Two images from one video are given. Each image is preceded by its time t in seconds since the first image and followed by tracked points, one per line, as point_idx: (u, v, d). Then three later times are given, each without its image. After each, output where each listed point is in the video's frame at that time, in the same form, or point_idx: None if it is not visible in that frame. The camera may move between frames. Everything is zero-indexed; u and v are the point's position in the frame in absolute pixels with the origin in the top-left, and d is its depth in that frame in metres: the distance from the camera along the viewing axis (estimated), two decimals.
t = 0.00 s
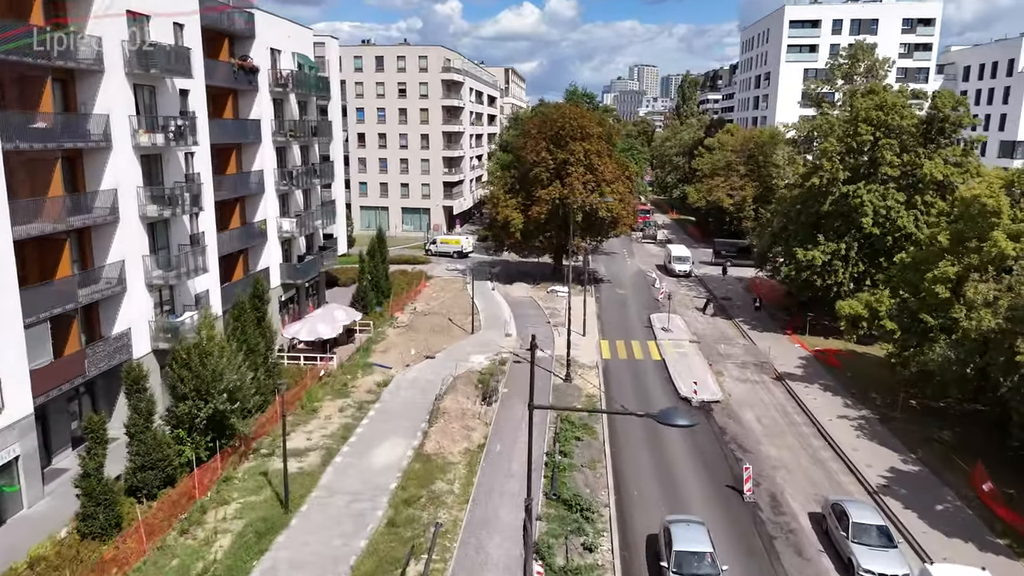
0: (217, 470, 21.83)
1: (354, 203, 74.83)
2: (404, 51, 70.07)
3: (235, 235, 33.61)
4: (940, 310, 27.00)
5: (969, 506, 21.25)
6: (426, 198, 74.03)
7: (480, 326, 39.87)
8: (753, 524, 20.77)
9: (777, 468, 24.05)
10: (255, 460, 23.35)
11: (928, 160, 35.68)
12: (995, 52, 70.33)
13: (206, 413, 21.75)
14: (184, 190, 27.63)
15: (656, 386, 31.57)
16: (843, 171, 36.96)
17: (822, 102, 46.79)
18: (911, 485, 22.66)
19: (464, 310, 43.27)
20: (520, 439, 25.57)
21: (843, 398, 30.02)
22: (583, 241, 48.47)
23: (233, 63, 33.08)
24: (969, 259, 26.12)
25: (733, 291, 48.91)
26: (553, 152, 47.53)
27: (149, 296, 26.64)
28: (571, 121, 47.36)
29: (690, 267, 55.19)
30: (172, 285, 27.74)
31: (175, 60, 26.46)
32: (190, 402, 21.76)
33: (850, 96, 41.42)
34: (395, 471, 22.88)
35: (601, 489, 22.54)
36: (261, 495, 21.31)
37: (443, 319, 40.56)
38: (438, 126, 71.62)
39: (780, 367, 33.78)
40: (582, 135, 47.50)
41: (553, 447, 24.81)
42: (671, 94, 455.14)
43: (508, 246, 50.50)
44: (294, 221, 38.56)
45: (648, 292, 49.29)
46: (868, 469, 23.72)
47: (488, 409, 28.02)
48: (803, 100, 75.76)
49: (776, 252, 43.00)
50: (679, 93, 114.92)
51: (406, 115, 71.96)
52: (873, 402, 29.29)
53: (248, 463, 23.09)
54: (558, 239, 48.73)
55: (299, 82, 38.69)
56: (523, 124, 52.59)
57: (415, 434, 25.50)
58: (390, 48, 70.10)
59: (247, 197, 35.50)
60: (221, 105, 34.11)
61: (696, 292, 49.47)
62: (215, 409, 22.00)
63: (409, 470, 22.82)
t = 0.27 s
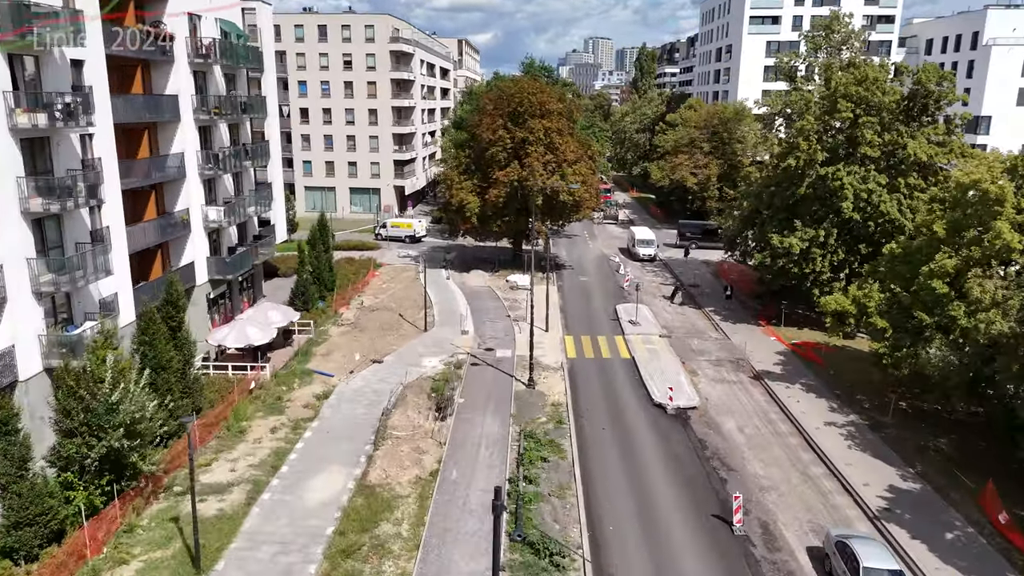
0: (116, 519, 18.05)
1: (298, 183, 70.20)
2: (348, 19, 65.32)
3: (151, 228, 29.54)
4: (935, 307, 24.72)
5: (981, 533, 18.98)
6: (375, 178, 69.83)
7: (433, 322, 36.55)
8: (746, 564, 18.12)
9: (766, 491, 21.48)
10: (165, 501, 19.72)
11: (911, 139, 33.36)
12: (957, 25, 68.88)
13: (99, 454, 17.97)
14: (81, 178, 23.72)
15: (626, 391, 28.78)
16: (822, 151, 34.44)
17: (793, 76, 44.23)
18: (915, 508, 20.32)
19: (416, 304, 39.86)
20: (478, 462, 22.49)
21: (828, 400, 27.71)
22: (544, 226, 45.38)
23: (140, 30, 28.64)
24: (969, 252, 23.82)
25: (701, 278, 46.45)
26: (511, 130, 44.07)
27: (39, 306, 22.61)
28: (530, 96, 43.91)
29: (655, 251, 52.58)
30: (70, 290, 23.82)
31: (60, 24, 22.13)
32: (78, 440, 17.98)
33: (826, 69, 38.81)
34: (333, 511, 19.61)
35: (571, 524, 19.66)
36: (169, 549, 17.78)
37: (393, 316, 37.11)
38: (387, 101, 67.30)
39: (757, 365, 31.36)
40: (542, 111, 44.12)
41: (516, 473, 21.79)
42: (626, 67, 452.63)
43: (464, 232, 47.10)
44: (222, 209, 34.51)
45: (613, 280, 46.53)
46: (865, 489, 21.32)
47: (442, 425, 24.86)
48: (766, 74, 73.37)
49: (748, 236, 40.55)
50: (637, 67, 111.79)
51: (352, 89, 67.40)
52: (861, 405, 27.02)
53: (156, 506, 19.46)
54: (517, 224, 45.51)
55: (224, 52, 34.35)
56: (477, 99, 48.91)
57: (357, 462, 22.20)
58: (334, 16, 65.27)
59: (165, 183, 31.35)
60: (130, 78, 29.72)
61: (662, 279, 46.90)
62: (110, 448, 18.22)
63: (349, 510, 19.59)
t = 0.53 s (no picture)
0: (49, 554, 16.25)
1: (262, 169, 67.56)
2: None
3: (95, 223, 27.38)
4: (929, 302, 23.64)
5: (985, 546, 17.98)
6: (343, 163, 67.46)
7: (403, 318, 34.83)
8: None
9: (758, 501, 20.28)
10: (106, 530, 17.92)
11: (898, 123, 32.20)
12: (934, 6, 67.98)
13: (27, 484, 16.10)
14: (10, 171, 21.55)
15: (607, 390, 27.41)
16: (807, 137, 33.16)
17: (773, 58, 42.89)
18: (914, 518, 19.26)
19: (386, 299, 38.08)
20: (452, 475, 20.98)
21: (816, 398, 26.63)
22: (519, 214, 43.76)
23: (77, 7, 26.24)
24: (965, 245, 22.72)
25: (680, 266, 45.22)
26: (484, 115, 42.22)
27: None
28: (503, 79, 42.03)
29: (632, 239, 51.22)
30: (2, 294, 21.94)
31: None
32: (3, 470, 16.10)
33: (808, 51, 37.49)
34: (293, 536, 17.99)
35: (553, 545, 18.27)
36: None
37: (361, 312, 35.28)
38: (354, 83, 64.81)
39: (742, 360, 30.20)
40: (515, 95, 42.30)
41: (493, 488, 20.32)
42: (598, 48, 449.50)
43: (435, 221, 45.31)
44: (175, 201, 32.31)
45: (590, 269, 45.09)
46: (861, 498, 20.23)
47: (413, 434, 23.28)
48: (743, 56, 72.04)
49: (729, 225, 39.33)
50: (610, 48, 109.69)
51: (317, 70, 64.77)
52: (851, 404, 25.96)
53: (96, 537, 17.65)
54: (491, 213, 43.83)
55: (174, 31, 31.98)
56: (448, 82, 46.89)
57: (321, 477, 20.58)
58: None
59: (111, 173, 29.14)
60: (69, 61, 27.39)
61: (641, 268, 45.59)
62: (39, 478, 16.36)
63: (311, 534, 17.99)
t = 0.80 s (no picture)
0: None
1: (240, 159, 65.87)
2: None
3: (59, 221, 26.05)
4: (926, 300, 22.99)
5: (988, 555, 17.39)
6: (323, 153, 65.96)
7: (384, 316, 33.77)
8: None
9: (754, 509, 19.54)
10: (67, 552, 16.86)
11: (890, 114, 31.46)
12: None
13: None
14: None
15: (596, 391, 26.55)
16: (798, 127, 32.34)
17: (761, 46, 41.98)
18: (915, 525, 18.62)
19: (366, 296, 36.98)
20: (436, 486, 20.02)
21: (809, 397, 25.98)
22: (503, 206, 42.71)
23: None
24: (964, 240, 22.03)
25: (667, 259, 44.44)
26: (467, 105, 41.03)
27: None
28: (486, 67, 40.82)
29: (618, 230, 50.38)
30: None
31: None
32: None
33: (798, 39, 36.62)
34: (268, 554, 17.00)
35: (541, 560, 17.39)
36: None
37: (341, 309, 34.16)
38: (333, 71, 63.19)
39: (732, 357, 29.49)
40: (499, 83, 41.11)
41: (479, 498, 19.42)
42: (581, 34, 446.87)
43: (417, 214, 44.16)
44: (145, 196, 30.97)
45: (576, 263, 44.17)
46: (860, 504, 19.57)
47: (394, 441, 22.31)
48: (728, 44, 71.14)
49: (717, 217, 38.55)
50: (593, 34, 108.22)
51: (295, 58, 63.05)
52: (845, 403, 25.33)
53: (56, 559, 16.60)
54: (474, 205, 42.76)
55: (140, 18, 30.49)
56: (430, 70, 45.55)
57: (298, 490, 19.60)
58: None
59: (74, 168, 27.79)
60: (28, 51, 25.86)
61: (627, 261, 44.77)
62: None
63: (286, 553, 17.01)
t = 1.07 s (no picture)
0: None
1: (216, 151, 64.22)
2: None
3: (21, 221, 24.70)
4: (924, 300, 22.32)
5: (993, 568, 16.78)
6: (301, 145, 64.43)
7: (365, 316, 32.70)
8: None
9: (750, 521, 18.80)
10: None
11: (883, 106, 30.74)
12: None
13: None
14: None
15: (584, 394, 25.72)
16: (789, 119, 31.53)
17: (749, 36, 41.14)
18: (916, 536, 17.98)
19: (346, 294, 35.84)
20: (419, 500, 19.10)
21: (802, 399, 25.30)
22: (487, 200, 41.66)
23: None
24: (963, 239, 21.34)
25: (654, 253, 43.63)
26: (449, 96, 39.83)
27: None
28: (468, 56, 39.61)
29: (604, 224, 49.54)
30: None
31: None
32: None
33: (787, 27, 35.76)
34: None
35: None
36: None
37: (320, 309, 33.06)
38: (311, 60, 61.58)
39: (723, 357, 28.76)
40: (482, 73, 39.94)
41: (464, 513, 18.51)
42: (564, 22, 444.19)
43: (399, 208, 43.00)
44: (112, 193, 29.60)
45: (562, 258, 43.25)
46: (859, 514, 18.90)
47: (375, 452, 21.35)
48: (714, 32, 70.19)
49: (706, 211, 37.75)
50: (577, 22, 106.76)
51: (271, 46, 61.38)
52: (839, 404, 24.70)
53: None
54: (457, 199, 41.67)
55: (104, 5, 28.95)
56: (410, 59, 44.24)
57: (273, 507, 18.59)
58: None
59: (35, 165, 26.38)
60: None
61: (614, 255, 43.90)
62: None
63: None
